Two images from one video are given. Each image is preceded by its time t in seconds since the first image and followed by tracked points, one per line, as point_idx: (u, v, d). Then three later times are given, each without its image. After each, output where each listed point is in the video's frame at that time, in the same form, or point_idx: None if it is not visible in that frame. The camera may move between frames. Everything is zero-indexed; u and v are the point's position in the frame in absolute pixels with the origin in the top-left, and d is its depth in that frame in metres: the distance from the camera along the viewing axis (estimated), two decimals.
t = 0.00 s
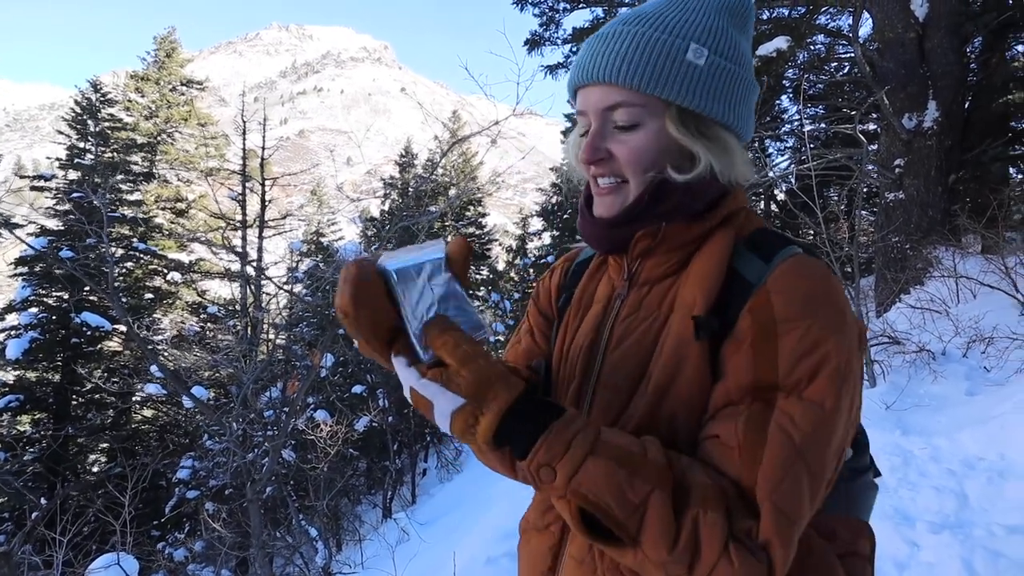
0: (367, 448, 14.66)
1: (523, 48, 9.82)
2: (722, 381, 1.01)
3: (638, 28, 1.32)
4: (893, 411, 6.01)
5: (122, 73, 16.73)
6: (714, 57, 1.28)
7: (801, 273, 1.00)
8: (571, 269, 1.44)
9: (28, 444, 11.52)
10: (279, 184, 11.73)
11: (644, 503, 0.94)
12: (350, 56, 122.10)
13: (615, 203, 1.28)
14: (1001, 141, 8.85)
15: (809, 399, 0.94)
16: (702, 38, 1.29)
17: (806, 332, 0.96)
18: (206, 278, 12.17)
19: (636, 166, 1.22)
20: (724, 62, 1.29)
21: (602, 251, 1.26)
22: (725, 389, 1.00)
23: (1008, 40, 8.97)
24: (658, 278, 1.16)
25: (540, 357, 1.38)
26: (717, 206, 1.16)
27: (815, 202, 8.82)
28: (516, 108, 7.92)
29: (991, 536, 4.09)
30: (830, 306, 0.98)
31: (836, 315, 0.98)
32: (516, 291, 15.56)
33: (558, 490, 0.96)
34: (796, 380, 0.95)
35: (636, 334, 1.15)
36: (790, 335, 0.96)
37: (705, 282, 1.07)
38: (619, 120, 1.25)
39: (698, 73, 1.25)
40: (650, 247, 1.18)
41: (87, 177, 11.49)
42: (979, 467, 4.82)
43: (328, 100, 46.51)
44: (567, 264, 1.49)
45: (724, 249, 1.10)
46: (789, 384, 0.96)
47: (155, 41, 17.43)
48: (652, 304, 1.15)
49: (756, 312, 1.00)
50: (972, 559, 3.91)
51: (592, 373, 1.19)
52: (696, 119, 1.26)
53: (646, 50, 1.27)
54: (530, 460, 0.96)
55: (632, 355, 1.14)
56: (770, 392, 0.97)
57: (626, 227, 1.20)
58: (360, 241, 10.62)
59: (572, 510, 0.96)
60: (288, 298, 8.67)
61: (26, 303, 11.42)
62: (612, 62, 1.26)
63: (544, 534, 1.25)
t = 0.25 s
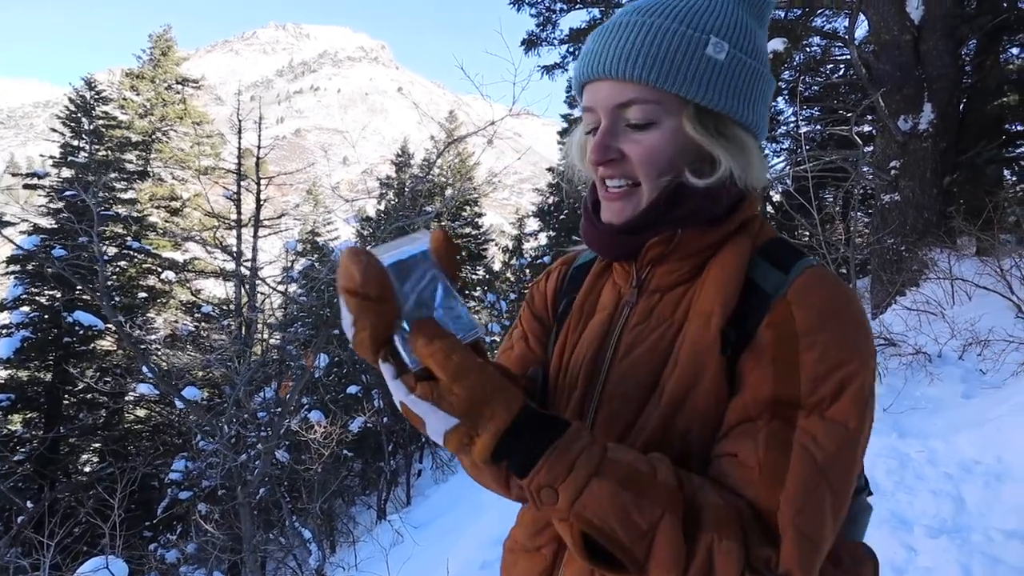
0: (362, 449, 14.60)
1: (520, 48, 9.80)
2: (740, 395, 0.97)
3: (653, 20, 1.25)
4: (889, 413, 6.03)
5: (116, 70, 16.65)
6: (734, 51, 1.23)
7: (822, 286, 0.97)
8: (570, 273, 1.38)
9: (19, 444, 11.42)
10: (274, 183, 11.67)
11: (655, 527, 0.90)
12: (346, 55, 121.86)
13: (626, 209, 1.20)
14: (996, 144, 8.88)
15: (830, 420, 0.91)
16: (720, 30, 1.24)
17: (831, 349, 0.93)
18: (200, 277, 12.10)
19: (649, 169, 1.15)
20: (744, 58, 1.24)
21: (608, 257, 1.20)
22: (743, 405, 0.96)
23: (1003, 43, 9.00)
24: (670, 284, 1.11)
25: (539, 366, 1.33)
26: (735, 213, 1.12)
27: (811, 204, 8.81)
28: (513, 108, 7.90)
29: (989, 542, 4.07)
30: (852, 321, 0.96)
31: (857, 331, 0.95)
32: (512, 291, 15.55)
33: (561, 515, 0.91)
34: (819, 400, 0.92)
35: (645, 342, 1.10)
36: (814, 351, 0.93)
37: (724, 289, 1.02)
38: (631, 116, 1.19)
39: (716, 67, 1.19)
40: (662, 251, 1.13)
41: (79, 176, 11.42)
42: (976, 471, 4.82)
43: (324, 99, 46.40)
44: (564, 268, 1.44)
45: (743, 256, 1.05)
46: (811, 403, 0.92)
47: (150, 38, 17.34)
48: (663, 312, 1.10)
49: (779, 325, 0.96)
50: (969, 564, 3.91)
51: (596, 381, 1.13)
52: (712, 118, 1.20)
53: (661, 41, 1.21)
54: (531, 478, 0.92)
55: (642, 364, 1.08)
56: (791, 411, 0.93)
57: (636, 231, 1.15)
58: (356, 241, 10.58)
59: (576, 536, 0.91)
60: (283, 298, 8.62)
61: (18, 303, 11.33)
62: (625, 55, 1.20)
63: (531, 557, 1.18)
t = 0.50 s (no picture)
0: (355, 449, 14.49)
1: (517, 48, 9.77)
2: (758, 427, 0.93)
3: (671, 8, 1.24)
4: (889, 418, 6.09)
5: (110, 66, 16.53)
6: (758, 46, 1.22)
7: (843, 314, 0.94)
8: (568, 278, 1.37)
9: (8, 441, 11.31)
10: (269, 180, 11.58)
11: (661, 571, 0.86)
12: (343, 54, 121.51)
13: (632, 210, 1.18)
14: (991, 150, 8.90)
15: (858, 462, 0.87)
16: (742, 24, 1.22)
17: (859, 386, 0.89)
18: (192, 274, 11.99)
19: (659, 166, 1.14)
20: (767, 53, 1.23)
21: (610, 263, 1.19)
22: (761, 437, 0.92)
23: (1000, 49, 9.02)
24: (678, 301, 1.09)
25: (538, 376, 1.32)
26: (745, 227, 1.10)
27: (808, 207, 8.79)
28: (508, 109, 7.86)
29: (991, 553, 4.05)
30: (874, 350, 0.92)
31: (882, 365, 0.92)
32: (506, 292, 15.49)
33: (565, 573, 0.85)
34: (847, 439, 0.88)
35: (652, 361, 1.07)
36: (843, 387, 0.89)
37: (740, 310, 0.99)
38: (643, 108, 1.16)
39: (738, 60, 1.18)
40: (669, 265, 1.11)
41: (71, 171, 11.32)
42: (977, 481, 4.83)
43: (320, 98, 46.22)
44: (560, 273, 1.43)
45: (757, 274, 1.03)
46: (837, 443, 0.89)
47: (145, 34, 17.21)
48: (668, 330, 1.08)
49: (804, 354, 0.92)
50: None
51: (599, 398, 1.10)
52: (731, 115, 1.18)
53: (679, 32, 1.19)
54: (540, 526, 0.85)
55: (650, 385, 1.05)
56: (814, 448, 0.90)
57: (642, 235, 1.14)
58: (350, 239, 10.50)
59: None
60: (275, 297, 8.55)
61: (7, 299, 11.23)
62: (640, 42, 1.18)
63: None
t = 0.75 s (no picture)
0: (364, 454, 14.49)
1: (520, 50, 9.78)
2: (790, 432, 0.91)
3: None
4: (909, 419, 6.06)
5: (117, 75, 16.66)
6: (806, 20, 1.21)
7: (886, 316, 0.91)
8: (590, 278, 1.35)
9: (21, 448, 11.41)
10: (274, 186, 11.62)
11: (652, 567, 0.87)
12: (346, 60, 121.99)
13: (662, 204, 1.17)
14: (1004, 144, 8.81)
15: (895, 473, 0.84)
16: None
17: (899, 393, 0.86)
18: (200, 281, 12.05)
19: (692, 150, 1.12)
20: (815, 26, 1.22)
21: (636, 260, 1.17)
22: (791, 443, 0.90)
23: (1009, 43, 8.94)
24: (707, 303, 1.07)
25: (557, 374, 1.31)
26: (782, 225, 1.06)
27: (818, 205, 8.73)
28: (512, 112, 7.91)
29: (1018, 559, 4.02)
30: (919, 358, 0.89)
31: (932, 374, 0.88)
32: (513, 295, 15.44)
33: (540, 556, 0.91)
34: (885, 450, 0.86)
35: (680, 364, 1.06)
36: (883, 394, 0.87)
37: (774, 313, 0.97)
38: (677, 91, 1.15)
39: (786, 34, 1.18)
40: (697, 265, 1.09)
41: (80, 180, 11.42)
42: (1000, 483, 4.79)
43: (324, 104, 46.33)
44: (581, 272, 1.41)
45: (794, 276, 1.00)
46: (873, 452, 0.86)
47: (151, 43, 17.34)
48: (698, 333, 1.06)
49: (840, 360, 0.90)
50: None
51: (624, 399, 1.09)
52: (772, 96, 1.18)
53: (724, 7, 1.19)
54: (513, 507, 0.92)
55: (677, 387, 1.04)
56: (846, 456, 0.88)
57: (672, 230, 1.12)
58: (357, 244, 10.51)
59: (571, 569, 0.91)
60: (283, 302, 8.57)
61: (19, 307, 11.34)
62: (681, 18, 1.16)
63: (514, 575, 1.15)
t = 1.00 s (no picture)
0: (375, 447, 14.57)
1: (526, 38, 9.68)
2: (864, 430, 0.81)
3: None
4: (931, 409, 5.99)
5: (123, 73, 16.70)
6: None
7: (979, 300, 0.81)
8: (622, 262, 1.30)
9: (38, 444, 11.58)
10: (281, 181, 11.61)
11: None
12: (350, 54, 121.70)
13: (717, 168, 1.02)
14: None
15: (993, 483, 0.73)
16: None
17: (1000, 389, 0.76)
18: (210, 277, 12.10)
19: (760, 105, 0.97)
20: None
21: (677, 235, 1.09)
22: (862, 443, 0.80)
23: None
24: (758, 286, 1.01)
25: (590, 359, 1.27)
26: (853, 195, 0.97)
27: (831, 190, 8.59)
28: (518, 102, 7.81)
29: None
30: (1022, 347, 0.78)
31: None
32: (522, 287, 15.37)
33: (582, 570, 0.83)
34: (981, 454, 0.75)
35: (731, 352, 0.99)
36: (979, 387, 0.76)
37: (838, 293, 0.89)
38: (743, 36, 0.99)
39: None
40: (748, 244, 1.02)
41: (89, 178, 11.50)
42: None
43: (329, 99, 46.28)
44: (613, 253, 1.35)
45: (865, 255, 0.91)
46: (965, 458, 0.75)
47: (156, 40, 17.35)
48: (752, 318, 1.00)
49: (924, 349, 0.80)
50: None
51: (669, 390, 1.03)
52: (864, 49, 1.00)
53: None
54: (553, 511, 0.85)
55: (728, 377, 0.98)
56: (933, 461, 0.77)
57: (733, 200, 1.00)
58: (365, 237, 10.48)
59: None
60: (293, 296, 8.58)
61: (32, 305, 11.46)
62: None
63: None
